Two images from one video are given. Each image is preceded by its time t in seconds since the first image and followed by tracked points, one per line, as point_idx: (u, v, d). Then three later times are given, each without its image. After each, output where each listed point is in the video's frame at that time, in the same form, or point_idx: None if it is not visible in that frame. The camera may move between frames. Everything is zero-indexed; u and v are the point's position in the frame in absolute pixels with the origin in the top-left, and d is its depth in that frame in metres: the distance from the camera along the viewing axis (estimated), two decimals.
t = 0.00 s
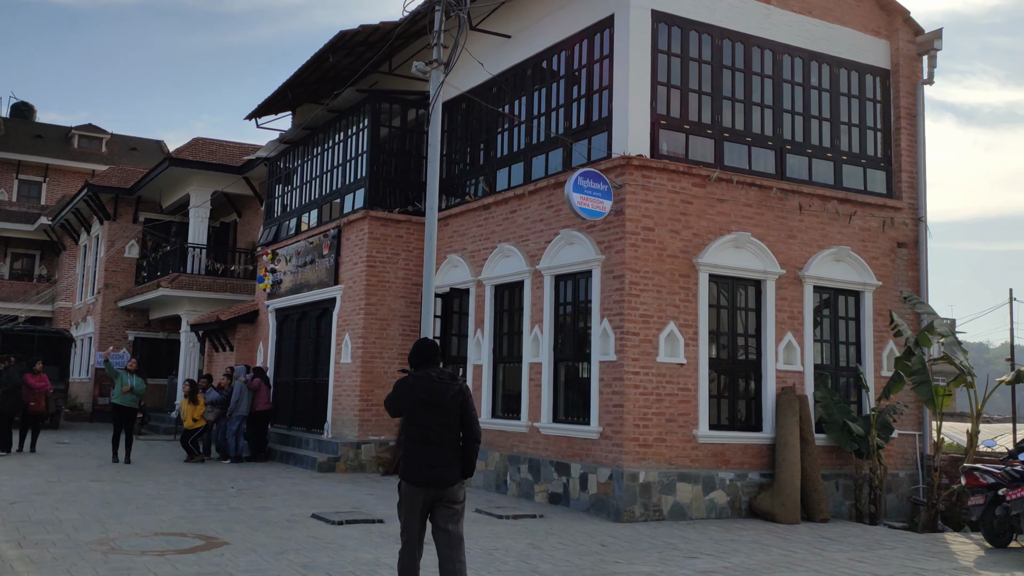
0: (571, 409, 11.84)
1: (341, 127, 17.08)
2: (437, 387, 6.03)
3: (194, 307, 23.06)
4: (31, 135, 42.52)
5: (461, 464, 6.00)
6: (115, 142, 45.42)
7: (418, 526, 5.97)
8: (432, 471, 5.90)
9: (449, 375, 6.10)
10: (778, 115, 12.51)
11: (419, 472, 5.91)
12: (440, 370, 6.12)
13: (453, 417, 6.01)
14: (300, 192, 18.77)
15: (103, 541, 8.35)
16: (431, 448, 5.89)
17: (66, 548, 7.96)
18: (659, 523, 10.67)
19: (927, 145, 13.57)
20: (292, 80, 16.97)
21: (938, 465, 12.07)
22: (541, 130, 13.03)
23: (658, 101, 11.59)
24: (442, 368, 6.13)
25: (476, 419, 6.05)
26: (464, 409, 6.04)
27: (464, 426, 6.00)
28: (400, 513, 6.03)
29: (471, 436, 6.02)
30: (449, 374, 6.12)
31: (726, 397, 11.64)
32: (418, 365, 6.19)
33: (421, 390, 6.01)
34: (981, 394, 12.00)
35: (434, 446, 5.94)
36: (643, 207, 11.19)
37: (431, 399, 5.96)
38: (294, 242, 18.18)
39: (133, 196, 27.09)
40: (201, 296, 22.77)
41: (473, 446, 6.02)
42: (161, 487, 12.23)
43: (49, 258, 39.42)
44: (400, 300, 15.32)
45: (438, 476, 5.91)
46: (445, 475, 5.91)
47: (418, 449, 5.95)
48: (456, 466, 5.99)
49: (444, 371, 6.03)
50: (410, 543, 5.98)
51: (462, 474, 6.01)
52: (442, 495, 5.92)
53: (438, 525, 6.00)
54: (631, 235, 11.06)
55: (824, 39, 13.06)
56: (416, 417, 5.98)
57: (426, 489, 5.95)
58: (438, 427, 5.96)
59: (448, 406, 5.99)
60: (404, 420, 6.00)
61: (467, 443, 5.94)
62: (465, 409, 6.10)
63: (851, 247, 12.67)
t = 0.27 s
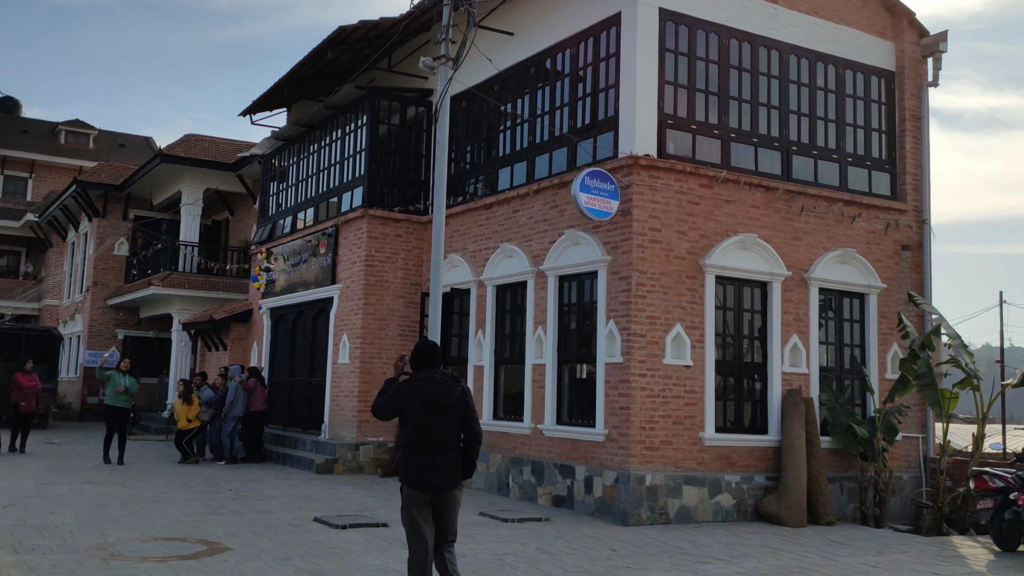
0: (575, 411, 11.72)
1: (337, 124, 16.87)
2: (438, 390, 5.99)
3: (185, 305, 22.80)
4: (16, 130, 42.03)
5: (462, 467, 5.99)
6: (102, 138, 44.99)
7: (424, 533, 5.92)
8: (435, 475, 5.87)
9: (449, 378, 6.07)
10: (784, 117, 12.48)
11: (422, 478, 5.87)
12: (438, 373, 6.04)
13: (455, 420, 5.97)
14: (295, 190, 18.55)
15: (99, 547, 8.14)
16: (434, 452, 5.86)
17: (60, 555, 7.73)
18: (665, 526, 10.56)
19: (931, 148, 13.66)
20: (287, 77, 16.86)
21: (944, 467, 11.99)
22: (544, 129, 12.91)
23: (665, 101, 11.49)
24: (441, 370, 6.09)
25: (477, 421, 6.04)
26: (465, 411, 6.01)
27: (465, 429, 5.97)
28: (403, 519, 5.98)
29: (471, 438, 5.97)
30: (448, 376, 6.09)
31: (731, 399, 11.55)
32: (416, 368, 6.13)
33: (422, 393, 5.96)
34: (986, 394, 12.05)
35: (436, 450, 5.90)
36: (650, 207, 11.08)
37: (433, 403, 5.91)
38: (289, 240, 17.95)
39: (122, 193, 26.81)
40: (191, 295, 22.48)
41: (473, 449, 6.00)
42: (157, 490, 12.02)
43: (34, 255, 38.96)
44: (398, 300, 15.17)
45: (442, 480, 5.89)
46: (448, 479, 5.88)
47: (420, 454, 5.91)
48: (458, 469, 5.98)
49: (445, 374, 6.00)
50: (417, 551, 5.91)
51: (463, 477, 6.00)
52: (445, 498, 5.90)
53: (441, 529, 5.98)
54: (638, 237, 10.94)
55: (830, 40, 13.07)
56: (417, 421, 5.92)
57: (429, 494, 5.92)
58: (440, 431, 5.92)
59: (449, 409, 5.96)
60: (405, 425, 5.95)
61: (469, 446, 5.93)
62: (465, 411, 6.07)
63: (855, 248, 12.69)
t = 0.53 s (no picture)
0: (581, 412, 11.80)
1: (338, 120, 16.89)
2: (446, 393, 6.28)
3: (176, 306, 22.55)
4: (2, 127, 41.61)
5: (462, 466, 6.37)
6: (89, 135, 44.63)
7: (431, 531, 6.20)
8: (444, 475, 6.19)
9: (452, 381, 6.38)
10: (789, 116, 12.58)
11: (432, 478, 6.16)
12: (442, 375, 6.33)
13: (458, 422, 6.33)
14: (292, 187, 18.52)
15: (89, 558, 8.03)
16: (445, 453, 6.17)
17: (54, 567, 7.63)
18: (670, 530, 10.58)
19: (932, 149, 13.74)
20: (286, 70, 17.02)
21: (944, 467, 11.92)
22: (549, 126, 13.03)
23: (672, 99, 11.60)
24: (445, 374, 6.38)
25: (474, 422, 6.45)
26: (466, 413, 6.40)
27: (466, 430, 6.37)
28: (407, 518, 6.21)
29: (471, 437, 6.39)
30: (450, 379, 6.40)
31: (736, 400, 11.62)
32: (420, 371, 6.35)
33: (433, 397, 6.22)
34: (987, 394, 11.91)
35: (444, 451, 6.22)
36: (658, 206, 11.25)
37: (444, 406, 6.20)
38: (285, 239, 17.90)
39: (110, 190, 26.52)
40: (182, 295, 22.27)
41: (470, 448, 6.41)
42: (149, 496, 11.88)
43: (20, 254, 38.60)
44: (399, 300, 15.19)
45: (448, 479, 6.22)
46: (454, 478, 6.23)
47: (430, 455, 6.18)
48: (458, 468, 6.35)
49: (454, 378, 6.31)
50: (421, 547, 6.20)
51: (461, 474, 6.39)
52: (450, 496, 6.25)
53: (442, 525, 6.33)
54: (646, 235, 11.10)
55: (835, 39, 13.16)
56: (428, 424, 6.19)
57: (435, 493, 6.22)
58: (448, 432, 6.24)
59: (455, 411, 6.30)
60: (415, 427, 6.19)
61: (471, 446, 6.33)
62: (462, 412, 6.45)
63: (857, 249, 12.75)
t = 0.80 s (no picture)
0: (591, 413, 11.81)
1: (334, 116, 16.78)
2: (448, 395, 6.32)
3: (165, 310, 22.31)
4: None
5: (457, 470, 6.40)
6: (67, 133, 44.03)
7: (423, 537, 6.18)
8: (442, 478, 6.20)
9: (451, 383, 6.42)
10: (797, 111, 12.85)
11: (432, 480, 6.15)
12: (445, 379, 6.37)
13: (455, 425, 6.37)
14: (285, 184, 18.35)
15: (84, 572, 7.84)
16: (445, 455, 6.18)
17: None
18: (681, 531, 10.55)
19: (935, 146, 14.09)
20: (279, 66, 17.00)
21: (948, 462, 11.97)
22: (557, 122, 13.21)
23: (683, 94, 11.79)
24: (444, 376, 6.43)
25: (467, 426, 6.51)
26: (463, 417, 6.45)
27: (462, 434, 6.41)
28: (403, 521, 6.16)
29: (466, 445, 6.43)
30: (450, 381, 6.45)
31: (746, 398, 11.68)
32: (420, 373, 6.37)
33: (435, 399, 6.24)
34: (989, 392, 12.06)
35: (442, 453, 6.24)
36: (669, 203, 11.27)
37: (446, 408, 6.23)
38: (280, 238, 17.77)
39: (94, 189, 26.17)
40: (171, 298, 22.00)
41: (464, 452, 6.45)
42: (145, 506, 11.66)
43: None
44: (400, 301, 15.09)
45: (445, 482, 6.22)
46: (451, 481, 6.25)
47: (429, 457, 6.18)
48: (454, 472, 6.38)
49: (456, 380, 6.36)
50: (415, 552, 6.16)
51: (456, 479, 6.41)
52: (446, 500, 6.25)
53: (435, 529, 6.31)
54: (657, 233, 11.10)
55: (842, 36, 13.47)
56: (429, 426, 6.20)
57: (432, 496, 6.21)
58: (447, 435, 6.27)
59: (455, 413, 6.34)
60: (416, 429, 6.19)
61: (467, 450, 6.37)
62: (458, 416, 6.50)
63: (863, 246, 12.91)
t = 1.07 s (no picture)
0: (596, 413, 11.65)
1: (327, 112, 16.51)
2: (445, 392, 6.28)
3: (153, 308, 21.97)
4: None
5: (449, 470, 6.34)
6: (49, 129, 43.41)
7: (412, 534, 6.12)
8: (435, 475, 6.12)
9: (449, 381, 6.38)
10: (801, 110, 12.74)
11: (425, 477, 6.07)
12: (442, 377, 6.32)
13: (450, 424, 6.32)
14: (277, 182, 18.06)
15: None
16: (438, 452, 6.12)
17: None
18: (690, 532, 10.40)
19: (938, 146, 14.03)
20: (271, 61, 16.70)
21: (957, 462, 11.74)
22: (558, 119, 13.05)
23: (688, 91, 11.63)
24: (442, 373, 6.38)
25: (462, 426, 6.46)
26: (458, 416, 6.41)
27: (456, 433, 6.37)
28: (390, 516, 6.08)
29: (459, 443, 6.39)
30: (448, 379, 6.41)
31: (753, 398, 11.55)
32: (418, 367, 6.32)
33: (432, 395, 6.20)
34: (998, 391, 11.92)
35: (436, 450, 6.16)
36: (675, 201, 11.11)
37: (443, 405, 6.19)
38: (272, 236, 17.49)
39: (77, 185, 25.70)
40: (159, 296, 21.68)
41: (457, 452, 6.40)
42: (138, 509, 11.38)
43: None
44: (397, 300, 14.85)
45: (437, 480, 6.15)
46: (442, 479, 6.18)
47: (423, 453, 6.10)
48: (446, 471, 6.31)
49: (453, 378, 6.32)
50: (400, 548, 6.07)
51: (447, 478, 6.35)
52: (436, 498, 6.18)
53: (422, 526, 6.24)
54: (664, 232, 10.95)
55: (846, 34, 13.38)
56: (424, 422, 6.14)
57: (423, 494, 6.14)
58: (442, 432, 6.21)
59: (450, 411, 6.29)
60: (411, 424, 6.12)
61: (460, 449, 6.32)
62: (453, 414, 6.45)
63: (867, 245, 12.83)
